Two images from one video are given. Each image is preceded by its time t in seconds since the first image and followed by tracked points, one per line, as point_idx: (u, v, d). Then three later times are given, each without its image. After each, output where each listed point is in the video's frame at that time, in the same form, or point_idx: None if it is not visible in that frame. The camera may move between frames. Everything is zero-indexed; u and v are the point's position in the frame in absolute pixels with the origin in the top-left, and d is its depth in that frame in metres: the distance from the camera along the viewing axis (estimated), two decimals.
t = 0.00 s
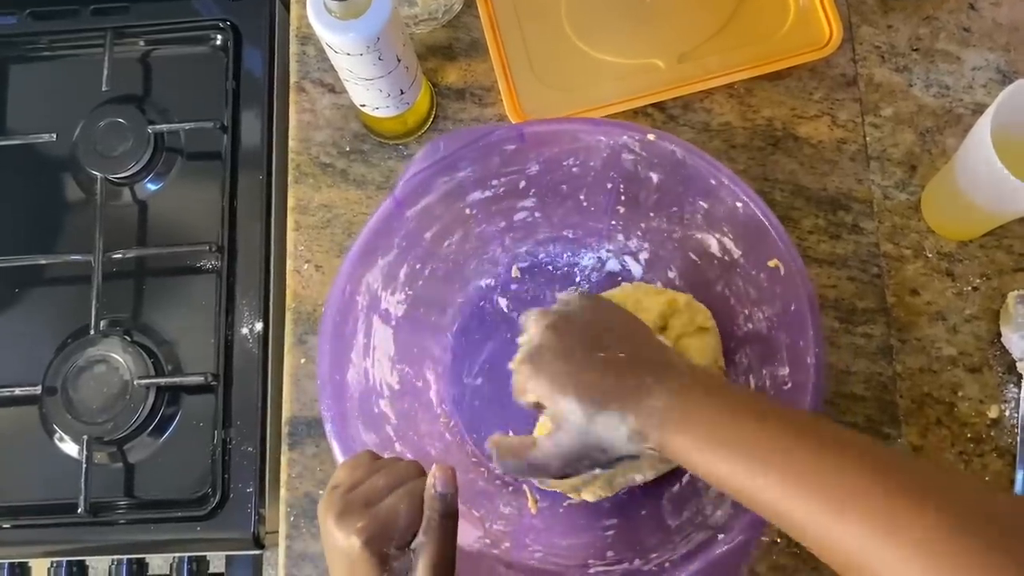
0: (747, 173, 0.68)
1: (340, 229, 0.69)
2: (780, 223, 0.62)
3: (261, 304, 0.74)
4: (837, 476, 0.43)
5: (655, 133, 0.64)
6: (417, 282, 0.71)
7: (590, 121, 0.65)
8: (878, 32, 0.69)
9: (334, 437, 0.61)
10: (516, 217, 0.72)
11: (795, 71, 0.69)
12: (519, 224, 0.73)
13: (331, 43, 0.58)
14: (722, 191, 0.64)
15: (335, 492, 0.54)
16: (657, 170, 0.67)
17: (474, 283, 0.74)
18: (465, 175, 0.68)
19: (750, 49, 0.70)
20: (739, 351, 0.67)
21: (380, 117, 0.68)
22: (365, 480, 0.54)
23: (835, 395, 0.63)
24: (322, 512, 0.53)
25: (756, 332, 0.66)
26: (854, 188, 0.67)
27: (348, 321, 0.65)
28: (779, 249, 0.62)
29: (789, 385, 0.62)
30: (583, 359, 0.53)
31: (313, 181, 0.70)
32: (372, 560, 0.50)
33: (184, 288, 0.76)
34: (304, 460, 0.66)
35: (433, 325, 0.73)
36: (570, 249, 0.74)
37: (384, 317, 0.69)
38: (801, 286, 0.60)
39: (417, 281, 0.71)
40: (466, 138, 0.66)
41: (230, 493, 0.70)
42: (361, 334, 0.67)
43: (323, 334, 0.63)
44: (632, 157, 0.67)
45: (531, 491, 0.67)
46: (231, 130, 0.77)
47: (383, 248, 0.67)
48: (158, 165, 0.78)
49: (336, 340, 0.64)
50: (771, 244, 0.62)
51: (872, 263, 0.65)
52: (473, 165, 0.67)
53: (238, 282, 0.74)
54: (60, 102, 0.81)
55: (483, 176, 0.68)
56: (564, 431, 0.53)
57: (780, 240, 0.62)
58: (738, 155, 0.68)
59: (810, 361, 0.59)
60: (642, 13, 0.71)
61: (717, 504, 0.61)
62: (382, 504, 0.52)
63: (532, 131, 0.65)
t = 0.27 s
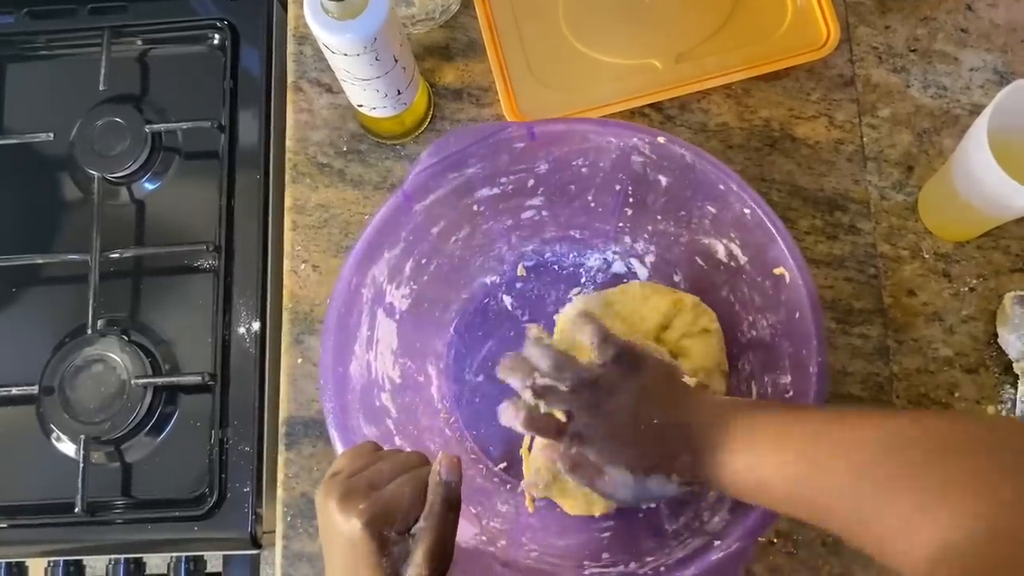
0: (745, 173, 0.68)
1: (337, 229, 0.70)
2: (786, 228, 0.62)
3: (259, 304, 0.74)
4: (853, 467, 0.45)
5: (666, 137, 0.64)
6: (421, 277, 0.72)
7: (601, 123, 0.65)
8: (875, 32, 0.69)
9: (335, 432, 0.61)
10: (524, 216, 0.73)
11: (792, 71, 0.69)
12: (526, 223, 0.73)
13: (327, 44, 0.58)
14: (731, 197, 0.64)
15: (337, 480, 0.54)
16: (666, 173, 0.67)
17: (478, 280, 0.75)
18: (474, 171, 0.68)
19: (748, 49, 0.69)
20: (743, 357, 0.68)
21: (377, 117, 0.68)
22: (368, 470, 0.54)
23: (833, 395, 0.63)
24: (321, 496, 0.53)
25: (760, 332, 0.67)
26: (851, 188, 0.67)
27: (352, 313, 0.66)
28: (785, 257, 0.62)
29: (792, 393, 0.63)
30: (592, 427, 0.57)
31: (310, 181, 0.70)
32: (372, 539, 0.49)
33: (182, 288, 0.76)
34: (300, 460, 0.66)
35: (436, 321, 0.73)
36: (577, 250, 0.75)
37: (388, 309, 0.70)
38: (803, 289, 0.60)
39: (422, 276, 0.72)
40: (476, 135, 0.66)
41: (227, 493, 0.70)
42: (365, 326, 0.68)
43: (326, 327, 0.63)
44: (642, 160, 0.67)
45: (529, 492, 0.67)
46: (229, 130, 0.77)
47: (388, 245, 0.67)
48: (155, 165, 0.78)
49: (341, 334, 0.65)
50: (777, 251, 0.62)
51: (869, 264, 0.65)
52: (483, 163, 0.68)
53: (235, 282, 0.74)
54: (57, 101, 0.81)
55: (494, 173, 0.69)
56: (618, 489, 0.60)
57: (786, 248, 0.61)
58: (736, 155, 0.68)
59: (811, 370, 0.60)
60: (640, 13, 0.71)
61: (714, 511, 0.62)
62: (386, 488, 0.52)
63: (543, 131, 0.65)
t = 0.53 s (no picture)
0: (744, 173, 0.68)
1: (336, 229, 0.69)
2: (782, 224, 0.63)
3: (257, 303, 0.74)
4: (780, 476, 0.37)
5: (666, 134, 0.65)
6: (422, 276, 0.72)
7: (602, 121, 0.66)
8: (874, 32, 0.69)
9: (332, 434, 0.63)
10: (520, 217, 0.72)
11: (792, 71, 0.69)
12: (524, 222, 0.73)
13: (326, 42, 0.58)
14: (730, 195, 0.65)
15: (340, 488, 0.55)
16: (666, 172, 0.68)
17: (476, 278, 0.74)
18: (473, 170, 0.69)
19: (747, 49, 0.69)
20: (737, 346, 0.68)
21: (376, 116, 0.68)
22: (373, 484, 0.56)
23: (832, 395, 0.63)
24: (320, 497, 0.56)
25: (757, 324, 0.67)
26: (850, 188, 0.67)
27: (351, 313, 0.67)
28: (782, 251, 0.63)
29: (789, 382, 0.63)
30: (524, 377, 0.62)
31: (309, 180, 0.70)
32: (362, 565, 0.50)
33: (179, 287, 0.76)
34: (298, 460, 0.66)
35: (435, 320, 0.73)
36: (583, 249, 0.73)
37: (389, 312, 0.71)
38: (799, 280, 0.62)
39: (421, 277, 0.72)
40: (475, 134, 0.67)
41: (225, 493, 0.70)
42: (366, 326, 0.69)
43: (326, 329, 0.65)
44: (642, 159, 0.68)
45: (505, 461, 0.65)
46: (227, 129, 0.77)
47: (388, 246, 0.69)
48: (154, 164, 0.78)
49: (340, 334, 0.66)
50: (775, 248, 0.63)
51: (868, 264, 0.65)
52: (481, 161, 0.69)
53: (234, 281, 0.74)
54: (56, 100, 0.81)
55: (493, 172, 0.70)
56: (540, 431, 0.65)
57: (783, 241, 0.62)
58: (735, 155, 0.68)
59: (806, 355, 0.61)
60: (639, 12, 0.71)
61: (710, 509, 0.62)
62: (386, 509, 0.54)
63: (543, 127, 0.66)
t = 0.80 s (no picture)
0: (744, 173, 0.68)
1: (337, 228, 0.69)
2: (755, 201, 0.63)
3: (257, 302, 0.74)
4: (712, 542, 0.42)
5: (639, 111, 0.65)
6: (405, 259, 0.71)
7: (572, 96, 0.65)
8: (874, 33, 0.69)
9: (315, 412, 0.61)
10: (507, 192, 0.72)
11: (792, 72, 0.69)
12: (504, 203, 0.72)
13: (328, 42, 0.58)
14: (703, 169, 0.65)
15: (322, 464, 0.53)
16: (641, 149, 0.67)
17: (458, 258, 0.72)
18: (449, 149, 0.68)
19: (747, 49, 0.69)
20: (720, 331, 0.67)
21: (377, 116, 0.68)
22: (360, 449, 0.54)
23: (832, 395, 0.63)
24: (303, 478, 0.53)
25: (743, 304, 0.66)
26: (850, 189, 0.67)
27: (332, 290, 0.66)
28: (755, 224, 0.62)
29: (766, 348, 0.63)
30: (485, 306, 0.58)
31: (310, 179, 0.70)
32: (352, 528, 0.49)
33: (178, 286, 0.76)
34: (298, 459, 0.66)
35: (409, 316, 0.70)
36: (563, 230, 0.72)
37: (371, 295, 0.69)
38: (774, 263, 0.61)
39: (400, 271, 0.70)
40: (450, 112, 0.65)
41: (224, 492, 0.70)
42: (346, 307, 0.67)
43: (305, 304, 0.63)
44: (615, 135, 0.67)
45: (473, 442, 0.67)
46: (227, 128, 0.77)
47: (370, 226, 0.68)
48: (154, 163, 0.78)
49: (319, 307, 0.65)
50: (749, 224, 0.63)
51: (867, 264, 0.65)
52: (456, 141, 0.67)
53: (234, 280, 0.74)
54: (56, 99, 0.81)
55: (468, 151, 0.68)
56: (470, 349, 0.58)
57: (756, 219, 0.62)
58: (736, 155, 0.68)
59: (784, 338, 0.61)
60: (640, 13, 0.71)
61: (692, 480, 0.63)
62: (366, 478, 0.51)
63: (516, 106, 0.65)
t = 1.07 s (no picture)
0: (743, 170, 0.67)
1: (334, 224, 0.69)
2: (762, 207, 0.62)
3: (254, 299, 0.74)
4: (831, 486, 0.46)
5: (646, 114, 0.64)
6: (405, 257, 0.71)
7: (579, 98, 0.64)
8: (874, 30, 0.69)
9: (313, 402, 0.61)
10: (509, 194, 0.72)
11: (790, 69, 0.69)
12: (509, 201, 0.72)
13: (325, 37, 0.58)
14: (710, 175, 0.64)
15: (293, 453, 0.54)
16: (647, 153, 0.67)
17: (461, 257, 0.73)
18: (456, 146, 0.67)
19: (746, 46, 0.69)
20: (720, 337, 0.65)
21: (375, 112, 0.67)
22: (333, 437, 0.55)
23: (830, 393, 0.63)
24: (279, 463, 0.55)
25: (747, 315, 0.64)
26: (849, 186, 0.66)
27: (334, 282, 0.65)
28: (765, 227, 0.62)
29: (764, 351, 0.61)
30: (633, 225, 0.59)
31: (307, 175, 0.70)
32: (315, 518, 0.51)
33: (175, 283, 0.76)
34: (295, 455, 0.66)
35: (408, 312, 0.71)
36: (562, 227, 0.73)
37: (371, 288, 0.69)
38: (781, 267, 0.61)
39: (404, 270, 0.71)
40: (456, 109, 0.64)
41: (221, 488, 0.70)
42: (346, 301, 0.67)
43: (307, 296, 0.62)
44: (621, 137, 0.66)
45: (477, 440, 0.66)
46: (225, 124, 0.77)
47: (374, 221, 0.67)
48: (152, 159, 0.78)
49: (319, 296, 0.63)
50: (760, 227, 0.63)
51: (866, 262, 0.65)
52: (462, 138, 0.66)
53: (231, 276, 0.74)
54: (53, 94, 0.81)
55: (475, 149, 0.68)
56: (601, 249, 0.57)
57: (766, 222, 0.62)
58: (734, 152, 0.68)
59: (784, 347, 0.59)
60: (639, 9, 0.71)
61: (689, 488, 0.63)
62: (333, 467, 0.53)
63: (526, 105, 0.64)
